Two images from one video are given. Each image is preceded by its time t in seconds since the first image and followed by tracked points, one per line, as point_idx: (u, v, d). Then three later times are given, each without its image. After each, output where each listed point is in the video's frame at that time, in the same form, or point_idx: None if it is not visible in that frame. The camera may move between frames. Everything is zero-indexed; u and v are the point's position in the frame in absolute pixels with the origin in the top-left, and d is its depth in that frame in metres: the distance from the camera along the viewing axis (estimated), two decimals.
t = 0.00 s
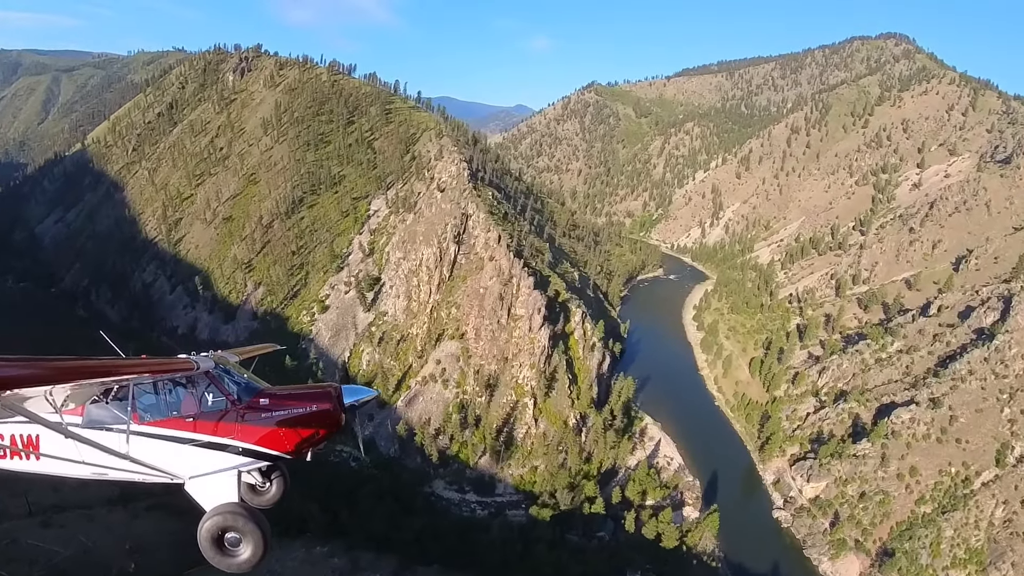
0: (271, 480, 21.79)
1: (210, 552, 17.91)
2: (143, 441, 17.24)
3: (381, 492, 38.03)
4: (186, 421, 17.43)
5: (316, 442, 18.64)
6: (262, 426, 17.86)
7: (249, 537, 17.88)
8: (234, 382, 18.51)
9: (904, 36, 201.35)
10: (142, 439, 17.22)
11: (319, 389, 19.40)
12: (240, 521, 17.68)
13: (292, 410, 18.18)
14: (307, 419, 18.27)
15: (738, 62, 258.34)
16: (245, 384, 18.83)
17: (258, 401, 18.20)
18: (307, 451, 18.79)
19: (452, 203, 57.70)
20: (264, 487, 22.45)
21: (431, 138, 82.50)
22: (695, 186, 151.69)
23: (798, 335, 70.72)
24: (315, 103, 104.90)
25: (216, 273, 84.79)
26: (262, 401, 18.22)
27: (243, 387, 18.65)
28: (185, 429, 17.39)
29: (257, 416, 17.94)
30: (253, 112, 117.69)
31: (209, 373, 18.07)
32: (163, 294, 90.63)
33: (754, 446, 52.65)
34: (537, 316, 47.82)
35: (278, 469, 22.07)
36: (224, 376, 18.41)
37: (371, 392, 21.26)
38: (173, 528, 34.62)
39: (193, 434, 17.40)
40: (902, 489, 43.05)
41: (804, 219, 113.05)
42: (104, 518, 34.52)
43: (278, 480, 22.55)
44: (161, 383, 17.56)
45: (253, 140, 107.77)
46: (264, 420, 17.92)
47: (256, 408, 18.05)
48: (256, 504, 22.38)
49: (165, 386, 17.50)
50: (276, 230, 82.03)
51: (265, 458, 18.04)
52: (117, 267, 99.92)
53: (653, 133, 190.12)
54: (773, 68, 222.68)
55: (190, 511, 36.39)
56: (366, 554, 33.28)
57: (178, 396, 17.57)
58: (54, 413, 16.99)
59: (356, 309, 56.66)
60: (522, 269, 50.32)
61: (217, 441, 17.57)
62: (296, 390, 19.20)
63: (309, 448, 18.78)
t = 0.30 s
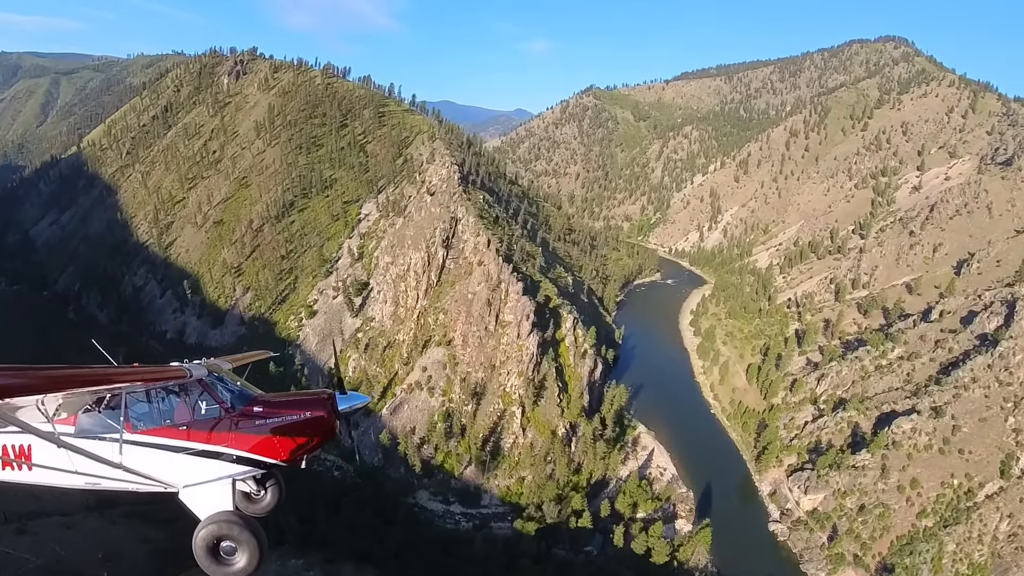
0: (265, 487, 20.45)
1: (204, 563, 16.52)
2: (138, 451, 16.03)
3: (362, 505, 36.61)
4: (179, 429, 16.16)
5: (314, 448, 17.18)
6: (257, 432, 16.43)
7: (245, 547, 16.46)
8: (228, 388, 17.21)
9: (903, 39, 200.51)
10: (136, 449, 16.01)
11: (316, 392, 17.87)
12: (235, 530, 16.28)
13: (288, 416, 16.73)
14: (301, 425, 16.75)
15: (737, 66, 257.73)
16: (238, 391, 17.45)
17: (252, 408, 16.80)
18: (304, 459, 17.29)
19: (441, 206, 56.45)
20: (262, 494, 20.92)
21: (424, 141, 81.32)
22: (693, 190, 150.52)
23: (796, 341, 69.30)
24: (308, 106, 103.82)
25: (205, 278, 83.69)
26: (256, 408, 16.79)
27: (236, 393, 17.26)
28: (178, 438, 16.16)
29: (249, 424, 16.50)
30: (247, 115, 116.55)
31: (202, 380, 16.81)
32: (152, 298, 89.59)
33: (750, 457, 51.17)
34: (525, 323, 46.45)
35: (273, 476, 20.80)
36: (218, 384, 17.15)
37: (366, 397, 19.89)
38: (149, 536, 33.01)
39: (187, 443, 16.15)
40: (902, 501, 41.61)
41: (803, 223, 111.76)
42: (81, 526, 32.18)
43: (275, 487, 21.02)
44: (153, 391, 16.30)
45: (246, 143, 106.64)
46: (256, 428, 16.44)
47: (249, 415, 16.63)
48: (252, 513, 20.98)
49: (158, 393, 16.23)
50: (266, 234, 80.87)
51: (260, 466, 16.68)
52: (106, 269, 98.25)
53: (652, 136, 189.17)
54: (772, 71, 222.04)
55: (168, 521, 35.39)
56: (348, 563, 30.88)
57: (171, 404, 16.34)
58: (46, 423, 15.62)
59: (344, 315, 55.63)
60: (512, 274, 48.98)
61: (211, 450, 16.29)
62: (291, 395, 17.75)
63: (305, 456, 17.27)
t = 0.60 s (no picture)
0: (258, 493, 19.04)
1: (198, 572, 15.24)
2: (131, 460, 14.64)
3: (341, 517, 35.10)
4: (173, 436, 14.84)
5: (310, 455, 15.96)
6: (250, 438, 15.24)
7: (239, 555, 15.09)
8: (221, 394, 16.07)
9: (901, 42, 199.87)
10: (129, 458, 14.60)
11: (309, 399, 16.88)
12: (229, 537, 14.95)
13: (280, 422, 15.64)
14: (296, 429, 15.65)
15: (736, 70, 257.25)
16: (230, 397, 16.33)
17: (246, 414, 15.70)
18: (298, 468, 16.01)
19: (431, 210, 55.28)
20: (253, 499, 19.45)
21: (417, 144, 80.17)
22: (691, 193, 149.40)
23: (795, 347, 67.80)
24: (301, 109, 102.78)
25: (194, 282, 82.42)
26: (249, 414, 15.68)
27: (228, 400, 16.15)
28: (171, 445, 14.82)
29: (241, 429, 15.33)
30: (241, 119, 115.53)
31: (194, 386, 15.60)
32: (142, 302, 88.29)
33: (746, 468, 49.78)
34: (514, 329, 45.19)
35: (267, 482, 19.35)
36: (210, 390, 15.97)
37: (360, 405, 18.93)
38: (126, 545, 31.61)
39: (179, 450, 14.82)
40: (902, 515, 40.22)
41: (802, 226, 110.42)
42: (56, 534, 30.69)
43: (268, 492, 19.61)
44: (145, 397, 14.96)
45: (239, 147, 105.55)
46: (249, 433, 15.26)
47: (242, 420, 15.49)
48: (245, 519, 19.46)
49: (150, 399, 14.97)
50: (256, 238, 79.78)
51: (254, 473, 15.36)
52: (96, 272, 96.97)
53: (650, 140, 188.30)
54: (771, 75, 221.61)
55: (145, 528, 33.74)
56: None
57: (164, 411, 15.09)
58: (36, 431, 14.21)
59: (331, 320, 54.35)
60: (501, 279, 47.73)
61: (205, 457, 14.99)
62: (284, 402, 16.70)
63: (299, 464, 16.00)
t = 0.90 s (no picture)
0: (252, 497, 19.71)
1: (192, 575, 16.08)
2: (125, 464, 15.69)
3: (321, 528, 33.55)
4: (166, 440, 15.84)
5: (303, 458, 16.94)
6: (243, 443, 16.17)
7: (233, 560, 16.00)
8: (215, 398, 16.88)
9: (902, 45, 198.86)
10: (121, 462, 15.67)
11: (301, 402, 17.70)
12: (223, 542, 15.85)
13: (273, 426, 16.50)
14: (287, 432, 16.52)
15: (736, 73, 256.33)
16: (224, 400, 17.15)
17: (239, 418, 16.54)
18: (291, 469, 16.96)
19: (420, 213, 54.07)
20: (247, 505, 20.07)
21: (410, 147, 79.25)
22: (690, 197, 148.01)
23: (794, 353, 66.20)
24: (294, 113, 101.70)
25: (183, 286, 81.20)
26: (242, 418, 16.53)
27: (222, 402, 16.98)
28: (164, 450, 15.85)
29: (235, 434, 16.22)
30: (235, 121, 114.40)
31: (187, 391, 16.50)
32: (132, 306, 87.02)
33: (742, 479, 48.36)
34: (502, 336, 43.84)
35: (261, 487, 20.02)
36: (204, 394, 16.80)
37: (352, 406, 19.55)
38: (102, 552, 30.17)
39: (172, 454, 15.84)
40: (905, 530, 38.66)
41: (802, 230, 109.06)
42: (33, 542, 29.46)
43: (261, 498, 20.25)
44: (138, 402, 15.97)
45: (231, 150, 104.40)
46: (244, 438, 16.17)
47: (236, 424, 16.36)
48: (239, 524, 20.15)
49: (142, 404, 15.90)
50: (246, 242, 78.67)
51: (247, 476, 16.36)
52: (88, 275, 95.91)
53: (649, 144, 187.11)
54: (770, 78, 220.53)
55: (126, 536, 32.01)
56: None
57: (156, 415, 16.02)
58: (28, 436, 15.31)
59: (319, 326, 53.13)
60: (489, 285, 46.39)
61: (198, 461, 15.96)
62: (275, 404, 17.50)
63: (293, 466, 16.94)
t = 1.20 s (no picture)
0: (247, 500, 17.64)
1: None
2: (118, 467, 14.84)
3: (301, 539, 32.02)
4: (159, 442, 15.03)
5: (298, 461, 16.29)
6: (237, 445, 15.46)
7: (227, 562, 15.42)
8: (209, 400, 16.12)
9: (901, 48, 198.15)
10: (114, 465, 14.81)
11: (295, 404, 17.05)
12: (217, 544, 15.28)
13: (267, 428, 15.87)
14: (282, 435, 15.87)
15: (735, 77, 255.67)
16: (218, 401, 16.40)
17: (233, 420, 15.84)
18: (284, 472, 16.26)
19: (409, 217, 52.80)
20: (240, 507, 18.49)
21: (403, 150, 78.11)
22: (689, 201, 146.73)
23: (792, 359, 64.76)
24: (288, 116, 100.59)
25: (173, 290, 79.89)
26: (236, 420, 15.81)
27: (216, 404, 16.22)
28: (157, 452, 15.00)
29: (229, 436, 15.50)
30: (229, 124, 113.30)
31: (181, 393, 15.68)
32: (121, 310, 85.66)
33: (739, 489, 46.97)
34: (490, 343, 42.48)
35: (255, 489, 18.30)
36: (197, 396, 16.06)
37: (346, 408, 18.78)
38: (76, 561, 28.34)
39: (166, 456, 15.00)
40: (906, 544, 37.27)
41: (802, 233, 107.75)
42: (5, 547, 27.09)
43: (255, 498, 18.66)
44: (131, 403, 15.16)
45: (225, 153, 103.20)
46: (237, 440, 15.48)
47: (230, 426, 15.64)
48: (233, 527, 18.41)
49: (135, 406, 15.08)
50: (236, 246, 77.44)
51: (240, 479, 15.63)
52: (79, 278, 94.66)
53: (648, 148, 186.17)
54: (769, 82, 219.74)
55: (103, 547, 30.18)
56: None
57: (150, 417, 15.19)
58: (19, 439, 14.30)
59: (306, 332, 51.77)
60: (477, 290, 44.98)
61: (193, 463, 15.17)
62: (267, 407, 16.81)
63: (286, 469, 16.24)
